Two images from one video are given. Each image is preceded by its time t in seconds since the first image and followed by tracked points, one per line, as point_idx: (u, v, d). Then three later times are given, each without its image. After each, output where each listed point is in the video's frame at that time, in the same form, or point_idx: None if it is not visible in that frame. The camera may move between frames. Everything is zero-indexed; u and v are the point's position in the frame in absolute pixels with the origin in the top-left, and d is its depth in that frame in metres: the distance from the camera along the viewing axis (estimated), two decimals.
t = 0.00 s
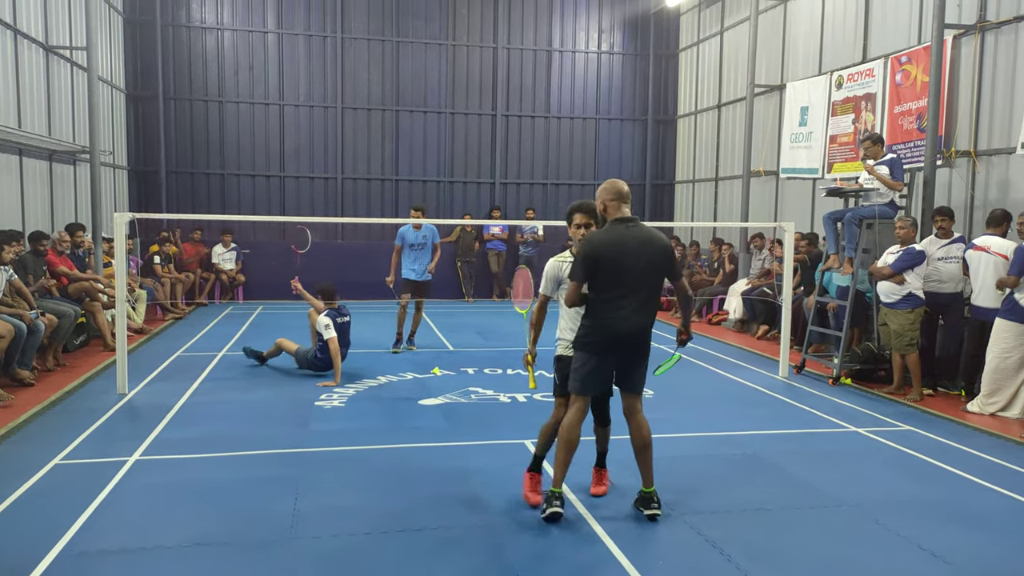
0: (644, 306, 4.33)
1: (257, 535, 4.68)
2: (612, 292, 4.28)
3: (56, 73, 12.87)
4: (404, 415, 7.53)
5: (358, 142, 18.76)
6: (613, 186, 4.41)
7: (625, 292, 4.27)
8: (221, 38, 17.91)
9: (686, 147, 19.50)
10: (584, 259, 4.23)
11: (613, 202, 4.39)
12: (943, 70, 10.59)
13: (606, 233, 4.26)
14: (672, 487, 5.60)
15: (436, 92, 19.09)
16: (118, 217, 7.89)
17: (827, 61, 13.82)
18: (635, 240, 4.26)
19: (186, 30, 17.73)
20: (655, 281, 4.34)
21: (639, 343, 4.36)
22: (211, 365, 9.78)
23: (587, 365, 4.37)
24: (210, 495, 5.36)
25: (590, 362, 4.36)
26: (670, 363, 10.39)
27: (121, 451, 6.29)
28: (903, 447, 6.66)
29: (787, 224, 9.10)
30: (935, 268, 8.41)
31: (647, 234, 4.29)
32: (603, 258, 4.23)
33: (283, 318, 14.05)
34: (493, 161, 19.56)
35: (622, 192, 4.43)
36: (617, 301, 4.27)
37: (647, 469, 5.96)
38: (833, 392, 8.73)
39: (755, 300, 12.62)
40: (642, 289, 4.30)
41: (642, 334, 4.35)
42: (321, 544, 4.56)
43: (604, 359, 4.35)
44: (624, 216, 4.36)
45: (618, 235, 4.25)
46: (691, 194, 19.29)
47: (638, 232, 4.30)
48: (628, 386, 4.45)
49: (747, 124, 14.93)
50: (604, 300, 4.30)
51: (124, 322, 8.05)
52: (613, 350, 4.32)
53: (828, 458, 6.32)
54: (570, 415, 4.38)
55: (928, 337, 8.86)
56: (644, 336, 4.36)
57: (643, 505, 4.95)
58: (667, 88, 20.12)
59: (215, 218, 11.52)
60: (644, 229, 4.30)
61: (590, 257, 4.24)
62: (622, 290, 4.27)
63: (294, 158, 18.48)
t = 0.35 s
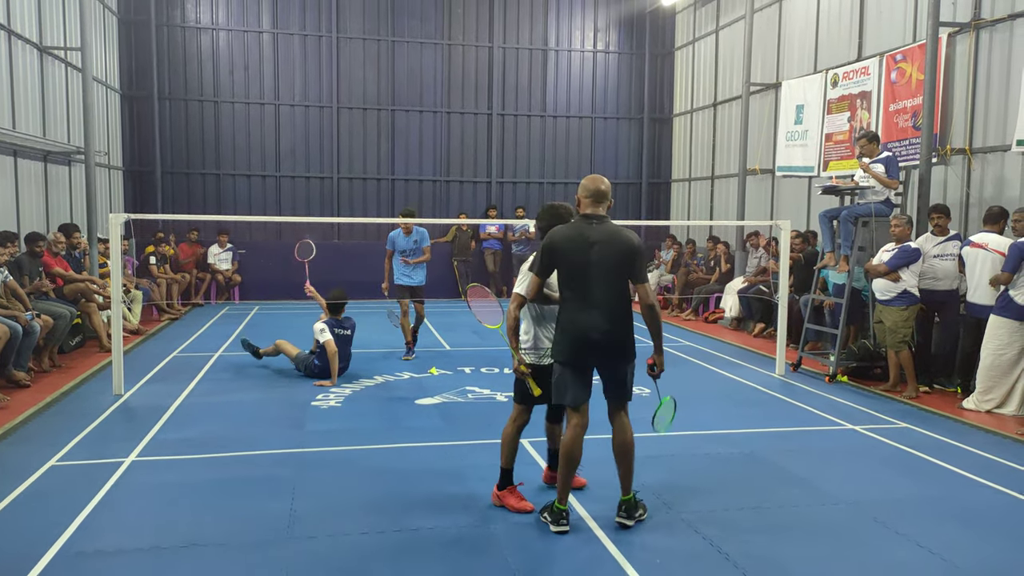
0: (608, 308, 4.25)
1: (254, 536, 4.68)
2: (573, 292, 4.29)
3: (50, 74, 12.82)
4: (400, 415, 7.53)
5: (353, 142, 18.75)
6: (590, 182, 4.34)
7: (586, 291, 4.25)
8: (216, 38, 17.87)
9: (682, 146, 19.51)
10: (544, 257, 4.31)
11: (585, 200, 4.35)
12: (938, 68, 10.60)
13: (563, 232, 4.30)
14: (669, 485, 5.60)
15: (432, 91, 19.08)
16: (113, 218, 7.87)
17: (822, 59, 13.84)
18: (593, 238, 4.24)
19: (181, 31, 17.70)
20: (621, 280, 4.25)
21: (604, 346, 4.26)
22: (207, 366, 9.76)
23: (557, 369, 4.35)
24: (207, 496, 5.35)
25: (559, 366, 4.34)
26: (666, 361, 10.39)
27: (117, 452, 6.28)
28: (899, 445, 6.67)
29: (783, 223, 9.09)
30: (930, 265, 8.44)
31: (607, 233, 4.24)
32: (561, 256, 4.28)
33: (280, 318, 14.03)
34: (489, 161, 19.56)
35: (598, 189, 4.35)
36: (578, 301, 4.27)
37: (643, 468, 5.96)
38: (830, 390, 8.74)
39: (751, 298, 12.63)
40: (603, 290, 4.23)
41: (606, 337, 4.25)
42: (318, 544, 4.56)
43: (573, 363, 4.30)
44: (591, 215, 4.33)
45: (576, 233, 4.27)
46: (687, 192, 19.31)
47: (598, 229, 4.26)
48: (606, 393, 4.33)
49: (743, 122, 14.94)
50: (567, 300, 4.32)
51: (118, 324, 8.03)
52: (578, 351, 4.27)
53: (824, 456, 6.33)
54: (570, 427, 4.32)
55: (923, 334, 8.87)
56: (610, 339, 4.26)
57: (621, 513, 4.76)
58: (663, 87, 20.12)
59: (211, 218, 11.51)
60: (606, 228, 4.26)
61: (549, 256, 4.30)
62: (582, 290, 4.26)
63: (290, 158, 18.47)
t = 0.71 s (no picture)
0: (587, 312, 4.11)
1: (239, 533, 4.66)
2: (562, 294, 4.27)
3: (35, 66, 12.69)
4: (388, 412, 7.52)
5: (342, 137, 18.68)
6: (595, 181, 4.20)
7: (570, 293, 4.20)
8: (203, 32, 17.75)
9: (671, 144, 19.55)
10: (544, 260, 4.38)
11: (589, 201, 4.24)
12: (924, 68, 10.68)
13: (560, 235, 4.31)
14: (656, 482, 5.62)
15: (421, 87, 19.03)
16: (99, 213, 7.79)
17: (810, 59, 13.91)
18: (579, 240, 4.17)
19: (168, 24, 17.57)
20: (601, 284, 4.07)
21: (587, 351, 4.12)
22: (194, 362, 9.70)
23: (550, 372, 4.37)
24: (192, 493, 5.33)
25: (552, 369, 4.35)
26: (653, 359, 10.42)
27: (102, 448, 6.24)
28: (884, 443, 6.72)
29: (770, 221, 9.11)
30: (915, 265, 8.50)
31: (592, 234, 4.11)
32: (554, 258, 4.30)
33: (267, 314, 13.97)
34: (478, 158, 19.53)
35: (601, 187, 4.20)
36: (564, 304, 4.24)
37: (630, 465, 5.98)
38: (815, 388, 8.80)
39: (739, 296, 12.68)
40: (582, 293, 4.12)
41: (587, 341, 4.11)
42: (304, 542, 4.54)
43: (559, 367, 4.26)
44: (586, 216, 4.23)
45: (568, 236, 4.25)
46: (675, 190, 19.36)
47: (586, 231, 4.16)
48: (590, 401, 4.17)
49: (732, 121, 14.97)
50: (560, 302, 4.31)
51: (104, 319, 7.97)
52: (561, 355, 4.24)
53: (810, 454, 6.37)
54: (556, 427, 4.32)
55: (908, 333, 8.94)
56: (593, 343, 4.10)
57: (593, 546, 4.23)
58: (652, 85, 20.15)
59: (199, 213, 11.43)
60: (592, 229, 4.13)
61: (546, 258, 4.36)
62: (567, 291, 4.22)
63: (278, 153, 18.38)
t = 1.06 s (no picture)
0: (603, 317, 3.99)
1: (233, 529, 4.66)
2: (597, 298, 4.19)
3: (25, 61, 12.60)
4: (381, 408, 7.52)
5: (335, 133, 18.63)
6: (633, 177, 4.00)
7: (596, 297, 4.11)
8: (195, 27, 17.66)
9: (664, 140, 19.57)
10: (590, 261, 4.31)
11: (627, 198, 4.04)
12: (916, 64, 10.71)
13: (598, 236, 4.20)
14: (649, 478, 5.64)
15: (414, 83, 18.99)
16: (90, 208, 7.76)
17: (803, 55, 13.94)
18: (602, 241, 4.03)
19: (159, 19, 17.47)
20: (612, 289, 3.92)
21: (607, 357, 3.97)
22: (186, 358, 9.67)
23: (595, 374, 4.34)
24: (185, 489, 5.32)
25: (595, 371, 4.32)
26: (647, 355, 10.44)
27: (94, 444, 6.23)
28: (875, 438, 6.75)
29: (763, 218, 9.15)
30: (907, 262, 8.54)
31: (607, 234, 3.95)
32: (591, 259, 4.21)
33: (259, 311, 13.94)
34: (471, 153, 19.51)
35: (640, 183, 3.98)
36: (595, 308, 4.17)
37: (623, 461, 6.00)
38: (808, 384, 8.84)
39: (731, 292, 12.71)
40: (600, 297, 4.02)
41: (604, 345, 3.98)
42: (297, 538, 4.54)
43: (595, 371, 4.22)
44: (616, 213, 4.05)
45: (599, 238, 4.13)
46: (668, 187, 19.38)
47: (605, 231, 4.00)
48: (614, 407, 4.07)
49: (725, 118, 15.00)
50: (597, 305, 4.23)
51: (96, 315, 7.93)
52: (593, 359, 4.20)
53: (801, 449, 6.40)
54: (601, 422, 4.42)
55: (899, 329, 8.98)
56: (611, 351, 3.94)
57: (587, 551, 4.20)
58: (645, 81, 20.15)
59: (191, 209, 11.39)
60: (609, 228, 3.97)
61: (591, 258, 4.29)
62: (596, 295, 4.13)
63: (270, 149, 18.33)
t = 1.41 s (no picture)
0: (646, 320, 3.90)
1: (233, 524, 4.68)
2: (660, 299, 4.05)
3: (23, 57, 12.58)
4: (380, 404, 7.53)
5: (333, 130, 18.61)
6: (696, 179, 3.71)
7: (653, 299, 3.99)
8: (193, 23, 17.63)
9: (663, 137, 19.56)
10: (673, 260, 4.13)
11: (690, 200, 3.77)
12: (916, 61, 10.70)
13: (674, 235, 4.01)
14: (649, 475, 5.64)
15: (412, 80, 18.96)
16: (88, 205, 7.74)
17: (802, 52, 13.94)
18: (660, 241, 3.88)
19: (158, 16, 17.45)
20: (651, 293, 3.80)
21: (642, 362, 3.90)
22: (185, 355, 9.67)
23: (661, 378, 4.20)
24: (184, 485, 5.33)
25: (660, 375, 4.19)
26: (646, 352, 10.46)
27: (94, 441, 6.23)
28: (874, 435, 6.76)
29: (761, 215, 9.19)
30: (906, 259, 8.54)
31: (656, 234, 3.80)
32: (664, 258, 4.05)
33: (259, 308, 13.95)
34: (470, 150, 19.49)
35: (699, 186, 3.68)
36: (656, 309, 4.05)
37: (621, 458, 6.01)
38: (806, 380, 8.85)
39: (730, 289, 12.73)
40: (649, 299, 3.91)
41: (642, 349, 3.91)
42: (296, 534, 4.55)
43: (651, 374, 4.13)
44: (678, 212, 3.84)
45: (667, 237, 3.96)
46: (667, 184, 19.39)
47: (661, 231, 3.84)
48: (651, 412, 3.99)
49: (724, 115, 14.99)
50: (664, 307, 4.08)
51: (94, 312, 7.92)
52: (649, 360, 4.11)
53: (799, 445, 6.42)
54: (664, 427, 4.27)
55: (898, 326, 8.99)
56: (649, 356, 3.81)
57: (742, 560, 4.07)
58: (644, 78, 20.15)
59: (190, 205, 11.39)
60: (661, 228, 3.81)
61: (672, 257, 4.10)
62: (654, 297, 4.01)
63: (269, 146, 18.31)
